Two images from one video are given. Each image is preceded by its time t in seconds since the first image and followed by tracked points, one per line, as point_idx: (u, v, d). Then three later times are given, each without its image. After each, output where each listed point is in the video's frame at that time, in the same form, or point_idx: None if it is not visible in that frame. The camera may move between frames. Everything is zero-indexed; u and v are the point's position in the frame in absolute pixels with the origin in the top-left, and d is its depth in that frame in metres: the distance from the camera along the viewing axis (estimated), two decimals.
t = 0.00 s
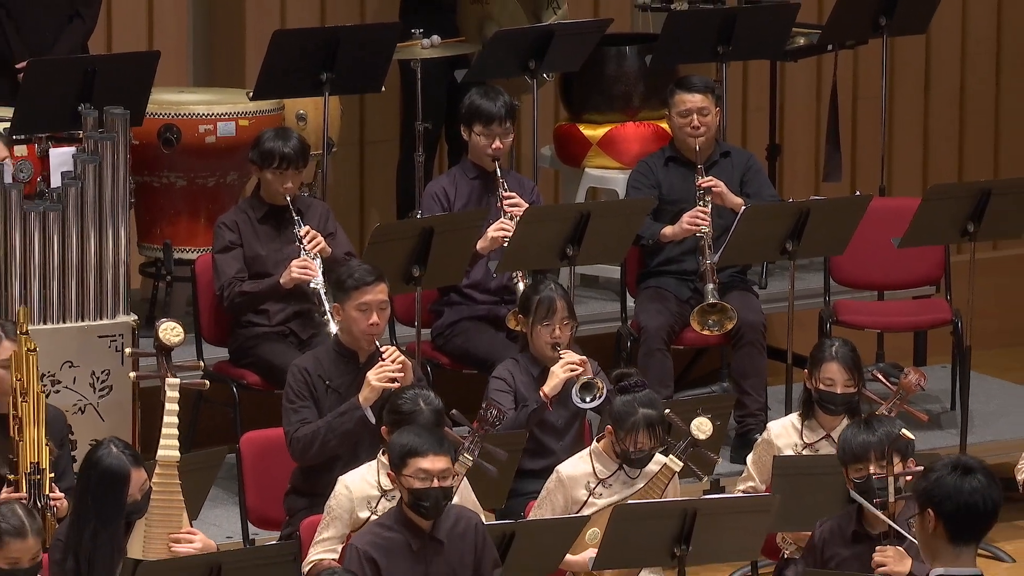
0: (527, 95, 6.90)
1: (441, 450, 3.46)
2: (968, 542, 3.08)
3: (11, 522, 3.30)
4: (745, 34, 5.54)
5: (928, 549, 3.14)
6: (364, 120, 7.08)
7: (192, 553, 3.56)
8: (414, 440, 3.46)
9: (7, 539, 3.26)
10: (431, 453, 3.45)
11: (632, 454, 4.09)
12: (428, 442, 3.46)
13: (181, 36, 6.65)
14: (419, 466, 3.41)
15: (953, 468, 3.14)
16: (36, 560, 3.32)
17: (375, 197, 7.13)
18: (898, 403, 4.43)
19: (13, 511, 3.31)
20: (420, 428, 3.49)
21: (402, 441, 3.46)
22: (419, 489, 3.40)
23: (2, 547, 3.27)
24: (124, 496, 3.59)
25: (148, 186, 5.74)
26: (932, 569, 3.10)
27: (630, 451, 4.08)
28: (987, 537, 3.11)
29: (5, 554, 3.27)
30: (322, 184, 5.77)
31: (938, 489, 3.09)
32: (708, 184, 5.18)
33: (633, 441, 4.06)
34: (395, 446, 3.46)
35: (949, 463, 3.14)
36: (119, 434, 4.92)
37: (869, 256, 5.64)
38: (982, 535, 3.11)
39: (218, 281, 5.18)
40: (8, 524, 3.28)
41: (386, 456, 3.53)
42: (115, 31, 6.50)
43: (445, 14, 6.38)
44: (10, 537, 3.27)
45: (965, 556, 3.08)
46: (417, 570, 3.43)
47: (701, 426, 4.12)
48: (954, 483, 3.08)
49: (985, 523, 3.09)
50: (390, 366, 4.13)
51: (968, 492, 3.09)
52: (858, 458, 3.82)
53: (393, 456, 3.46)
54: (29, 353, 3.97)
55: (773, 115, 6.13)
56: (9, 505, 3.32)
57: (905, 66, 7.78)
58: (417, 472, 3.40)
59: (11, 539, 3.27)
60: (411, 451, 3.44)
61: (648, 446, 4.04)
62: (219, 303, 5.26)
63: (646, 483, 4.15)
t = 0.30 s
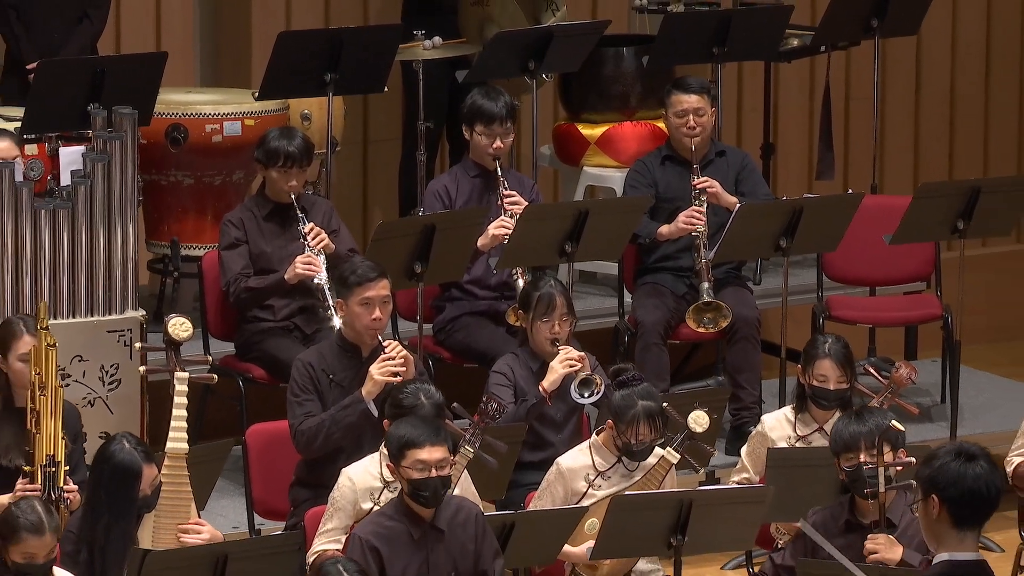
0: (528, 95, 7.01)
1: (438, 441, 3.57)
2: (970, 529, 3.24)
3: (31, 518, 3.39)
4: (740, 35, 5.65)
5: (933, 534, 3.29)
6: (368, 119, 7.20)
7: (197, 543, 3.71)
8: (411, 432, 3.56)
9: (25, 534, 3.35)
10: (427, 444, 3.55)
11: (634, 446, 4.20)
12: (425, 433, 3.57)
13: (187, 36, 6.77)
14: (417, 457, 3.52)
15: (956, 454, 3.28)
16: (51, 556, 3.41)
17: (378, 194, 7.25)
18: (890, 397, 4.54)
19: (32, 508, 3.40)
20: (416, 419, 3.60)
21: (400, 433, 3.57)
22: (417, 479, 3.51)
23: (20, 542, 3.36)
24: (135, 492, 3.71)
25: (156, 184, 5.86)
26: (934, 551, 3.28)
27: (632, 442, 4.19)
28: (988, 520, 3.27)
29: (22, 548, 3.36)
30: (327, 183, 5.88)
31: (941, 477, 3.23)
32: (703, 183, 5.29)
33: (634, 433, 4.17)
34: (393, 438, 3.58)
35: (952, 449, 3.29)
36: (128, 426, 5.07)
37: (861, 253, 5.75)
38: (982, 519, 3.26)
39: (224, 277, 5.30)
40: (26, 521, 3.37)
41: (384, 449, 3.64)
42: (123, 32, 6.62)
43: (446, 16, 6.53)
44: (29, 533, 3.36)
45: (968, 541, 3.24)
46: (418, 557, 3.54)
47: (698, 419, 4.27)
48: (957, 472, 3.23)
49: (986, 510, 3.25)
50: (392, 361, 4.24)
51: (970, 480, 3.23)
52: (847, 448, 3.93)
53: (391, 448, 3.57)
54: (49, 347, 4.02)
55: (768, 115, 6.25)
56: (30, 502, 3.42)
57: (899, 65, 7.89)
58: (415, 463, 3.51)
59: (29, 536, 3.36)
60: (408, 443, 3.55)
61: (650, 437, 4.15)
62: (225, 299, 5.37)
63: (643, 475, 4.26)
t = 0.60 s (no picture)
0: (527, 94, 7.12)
1: (433, 433, 3.67)
2: (969, 507, 3.34)
3: (42, 502, 3.50)
4: (735, 36, 5.76)
5: (932, 516, 3.39)
6: (370, 117, 7.31)
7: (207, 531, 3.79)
8: (407, 426, 3.66)
9: (37, 517, 3.46)
10: (423, 437, 3.65)
11: (634, 437, 4.30)
12: (420, 426, 3.66)
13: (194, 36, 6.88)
14: (414, 451, 3.63)
15: (954, 437, 3.38)
16: (62, 540, 3.51)
17: (381, 191, 7.36)
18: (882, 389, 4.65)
19: (44, 493, 3.51)
20: (411, 412, 3.69)
21: (396, 427, 3.68)
22: (416, 472, 3.63)
23: (32, 525, 3.47)
24: (142, 482, 3.83)
25: (163, 181, 5.97)
26: (937, 533, 3.37)
27: (632, 434, 4.29)
28: (987, 500, 3.37)
29: (36, 531, 3.47)
30: (330, 180, 6.00)
31: (940, 457, 3.34)
32: (698, 181, 5.42)
33: (634, 425, 4.26)
34: (390, 431, 3.68)
35: (950, 432, 3.38)
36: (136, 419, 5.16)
37: (854, 249, 5.86)
38: (981, 498, 3.36)
39: (230, 272, 5.41)
40: (38, 505, 3.48)
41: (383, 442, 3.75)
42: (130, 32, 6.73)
43: (448, 17, 6.64)
44: (42, 516, 3.47)
45: (969, 521, 3.34)
46: (419, 545, 3.66)
47: (695, 412, 4.35)
48: (955, 451, 3.33)
49: (985, 489, 3.35)
50: (394, 354, 4.34)
51: (969, 460, 3.34)
52: (842, 441, 3.99)
53: (388, 442, 3.68)
54: (66, 341, 4.21)
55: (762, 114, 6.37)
56: (41, 486, 3.53)
57: (893, 65, 8.00)
58: (412, 457, 3.63)
59: (41, 518, 3.47)
60: (405, 436, 3.65)
61: (649, 429, 4.25)
62: (230, 293, 5.48)
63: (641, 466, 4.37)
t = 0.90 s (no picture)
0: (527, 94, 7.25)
1: (431, 423, 3.79)
2: (967, 491, 3.45)
3: (45, 482, 3.65)
4: (730, 37, 5.88)
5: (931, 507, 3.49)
6: (374, 117, 7.43)
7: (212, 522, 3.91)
8: (406, 417, 3.78)
9: (40, 494, 3.60)
10: (421, 428, 3.78)
11: (633, 426, 4.39)
12: (420, 417, 3.79)
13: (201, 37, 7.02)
14: (414, 442, 3.75)
15: (950, 427, 3.49)
16: (69, 517, 3.64)
17: (384, 189, 7.49)
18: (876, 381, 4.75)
19: (46, 474, 3.66)
20: (410, 405, 3.82)
21: (396, 419, 3.79)
22: (416, 463, 3.75)
23: (35, 503, 3.60)
24: (153, 479, 3.95)
25: (171, 179, 6.10)
26: (939, 522, 3.47)
27: (631, 423, 4.38)
28: (983, 486, 3.49)
29: (41, 508, 3.60)
30: (334, 179, 6.13)
31: (938, 445, 3.45)
32: (694, 177, 5.53)
33: (632, 413, 4.36)
34: (390, 423, 3.80)
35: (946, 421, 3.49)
36: (145, 411, 5.30)
37: (848, 245, 5.98)
38: (977, 483, 3.48)
39: (237, 268, 5.55)
40: (42, 484, 3.62)
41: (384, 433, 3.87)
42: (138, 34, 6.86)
43: (448, 18, 6.77)
44: (43, 491, 3.61)
45: (968, 506, 3.45)
46: (421, 535, 3.78)
47: (694, 406, 4.43)
48: (953, 438, 3.44)
49: (981, 475, 3.46)
50: (397, 346, 4.48)
51: (966, 446, 3.45)
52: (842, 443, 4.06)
53: (388, 433, 3.80)
54: (82, 336, 4.43)
55: (757, 113, 6.49)
56: (43, 469, 3.67)
57: (886, 64, 8.12)
58: (412, 448, 3.75)
59: (45, 494, 3.61)
60: (405, 428, 3.77)
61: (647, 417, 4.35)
62: (237, 289, 5.62)
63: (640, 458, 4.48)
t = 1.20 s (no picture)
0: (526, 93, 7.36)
1: (439, 424, 3.88)
2: (968, 481, 3.52)
3: (46, 465, 3.79)
4: (725, 37, 5.99)
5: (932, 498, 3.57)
6: (377, 115, 7.55)
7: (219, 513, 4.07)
8: (414, 416, 3.87)
9: (40, 472, 3.74)
10: (429, 428, 3.87)
11: (630, 416, 4.53)
12: (428, 418, 3.88)
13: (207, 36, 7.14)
14: (420, 441, 3.85)
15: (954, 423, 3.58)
16: (71, 495, 3.78)
17: (386, 186, 7.61)
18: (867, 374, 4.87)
19: (45, 457, 3.80)
20: (418, 402, 3.90)
21: (405, 416, 3.88)
22: (421, 461, 3.86)
23: (37, 484, 3.74)
24: (164, 474, 4.04)
25: (178, 176, 6.22)
26: (940, 509, 3.54)
27: (628, 413, 4.52)
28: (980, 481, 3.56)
29: (44, 488, 3.74)
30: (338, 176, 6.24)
31: (940, 434, 3.53)
32: (690, 176, 5.67)
33: (629, 403, 4.49)
34: (398, 420, 3.89)
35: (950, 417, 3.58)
36: (151, 403, 5.43)
37: (840, 241, 6.10)
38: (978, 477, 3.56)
39: (242, 263, 5.68)
40: (43, 464, 3.77)
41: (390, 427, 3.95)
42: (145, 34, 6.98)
43: (448, 19, 6.89)
44: (45, 472, 3.76)
45: (967, 495, 3.52)
46: (422, 527, 3.90)
47: (689, 398, 4.58)
48: (954, 429, 3.53)
49: (981, 468, 3.55)
50: (400, 339, 4.61)
51: (966, 438, 3.54)
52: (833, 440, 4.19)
53: (396, 429, 3.89)
54: (95, 329, 4.56)
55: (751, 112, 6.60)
56: (43, 454, 3.81)
57: (881, 63, 8.23)
58: (418, 446, 3.85)
59: (48, 472, 3.76)
60: (413, 427, 3.86)
61: (644, 406, 4.48)
62: (243, 283, 5.74)
63: (637, 449, 4.59)
